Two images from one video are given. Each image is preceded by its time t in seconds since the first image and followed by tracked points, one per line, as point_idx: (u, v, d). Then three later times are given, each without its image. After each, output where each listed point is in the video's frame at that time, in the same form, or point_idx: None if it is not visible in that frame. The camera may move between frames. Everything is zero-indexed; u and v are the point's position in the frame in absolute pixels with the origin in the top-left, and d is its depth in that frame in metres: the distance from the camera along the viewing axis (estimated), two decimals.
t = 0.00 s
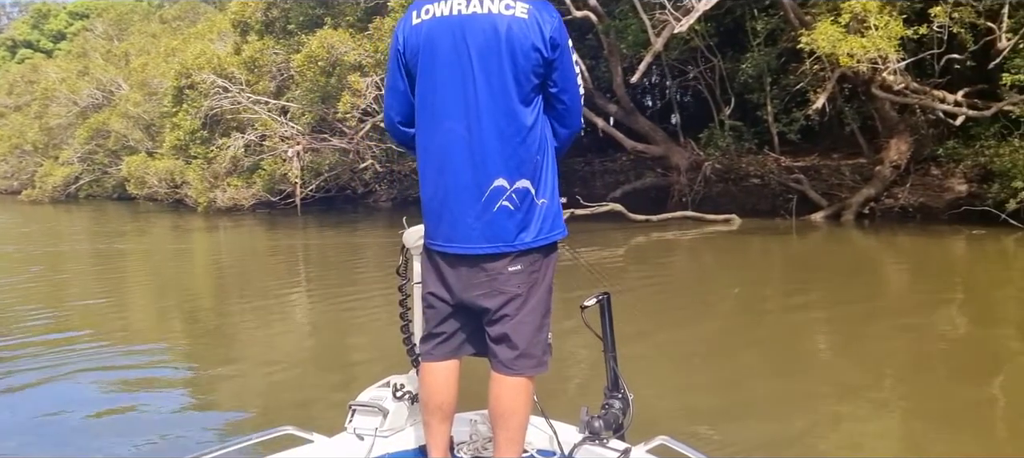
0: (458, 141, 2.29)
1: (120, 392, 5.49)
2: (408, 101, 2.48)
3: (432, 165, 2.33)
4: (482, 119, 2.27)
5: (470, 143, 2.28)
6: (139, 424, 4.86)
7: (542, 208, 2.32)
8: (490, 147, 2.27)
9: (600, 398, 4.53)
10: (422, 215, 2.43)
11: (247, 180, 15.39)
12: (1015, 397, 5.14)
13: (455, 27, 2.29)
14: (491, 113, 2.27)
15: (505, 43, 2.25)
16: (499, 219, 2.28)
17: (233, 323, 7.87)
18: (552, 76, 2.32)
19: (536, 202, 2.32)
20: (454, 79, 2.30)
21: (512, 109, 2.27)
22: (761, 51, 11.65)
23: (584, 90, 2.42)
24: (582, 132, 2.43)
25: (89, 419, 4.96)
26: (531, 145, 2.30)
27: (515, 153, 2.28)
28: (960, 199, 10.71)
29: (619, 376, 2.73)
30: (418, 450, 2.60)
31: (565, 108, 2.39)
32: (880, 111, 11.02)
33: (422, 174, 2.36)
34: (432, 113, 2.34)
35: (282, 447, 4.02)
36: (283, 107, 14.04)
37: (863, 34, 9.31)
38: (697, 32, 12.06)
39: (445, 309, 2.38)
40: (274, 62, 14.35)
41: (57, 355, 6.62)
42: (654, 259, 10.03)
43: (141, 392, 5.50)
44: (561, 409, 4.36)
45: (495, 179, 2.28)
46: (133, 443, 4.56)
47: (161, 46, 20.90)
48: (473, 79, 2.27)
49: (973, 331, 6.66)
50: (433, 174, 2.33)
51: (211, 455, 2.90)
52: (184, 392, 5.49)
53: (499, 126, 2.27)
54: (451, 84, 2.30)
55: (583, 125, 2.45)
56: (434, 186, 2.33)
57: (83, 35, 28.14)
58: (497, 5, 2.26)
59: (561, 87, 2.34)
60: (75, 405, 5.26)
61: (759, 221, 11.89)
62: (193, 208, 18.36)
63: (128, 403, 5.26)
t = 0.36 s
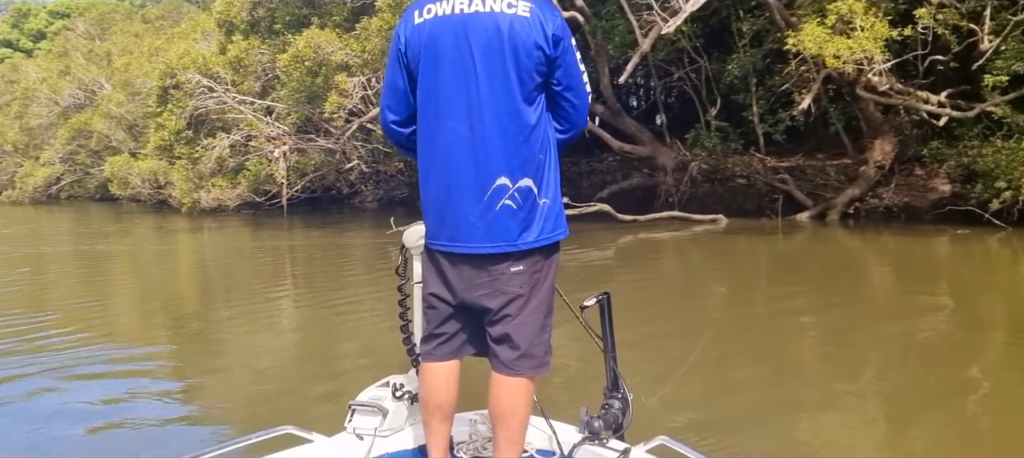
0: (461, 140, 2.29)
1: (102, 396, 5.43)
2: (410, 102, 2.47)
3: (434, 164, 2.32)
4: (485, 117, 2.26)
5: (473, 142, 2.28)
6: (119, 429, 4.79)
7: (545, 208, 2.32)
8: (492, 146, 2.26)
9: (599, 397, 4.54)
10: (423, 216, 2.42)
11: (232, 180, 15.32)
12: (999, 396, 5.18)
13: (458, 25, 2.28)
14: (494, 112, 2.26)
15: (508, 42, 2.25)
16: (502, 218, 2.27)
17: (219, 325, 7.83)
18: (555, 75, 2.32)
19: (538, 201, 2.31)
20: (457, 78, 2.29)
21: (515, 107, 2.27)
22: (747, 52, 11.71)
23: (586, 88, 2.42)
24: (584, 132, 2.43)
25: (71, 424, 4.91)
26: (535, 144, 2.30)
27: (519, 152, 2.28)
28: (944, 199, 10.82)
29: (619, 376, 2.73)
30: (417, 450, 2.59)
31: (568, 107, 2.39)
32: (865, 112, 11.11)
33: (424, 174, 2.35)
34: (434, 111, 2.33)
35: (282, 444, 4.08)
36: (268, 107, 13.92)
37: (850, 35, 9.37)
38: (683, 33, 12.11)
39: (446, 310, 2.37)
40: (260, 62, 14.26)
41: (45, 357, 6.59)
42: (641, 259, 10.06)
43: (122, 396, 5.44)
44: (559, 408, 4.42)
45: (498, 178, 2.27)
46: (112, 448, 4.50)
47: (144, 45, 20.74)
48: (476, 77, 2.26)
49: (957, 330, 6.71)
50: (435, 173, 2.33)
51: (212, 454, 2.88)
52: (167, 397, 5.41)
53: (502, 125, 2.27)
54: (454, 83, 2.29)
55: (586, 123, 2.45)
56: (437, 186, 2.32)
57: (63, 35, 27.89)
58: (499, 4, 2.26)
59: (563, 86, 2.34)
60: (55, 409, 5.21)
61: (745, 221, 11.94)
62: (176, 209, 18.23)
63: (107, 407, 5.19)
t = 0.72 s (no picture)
0: (463, 140, 2.29)
1: (93, 401, 5.34)
2: (411, 101, 2.46)
3: (436, 164, 2.33)
4: (487, 117, 2.27)
5: (475, 142, 2.28)
6: (105, 436, 4.72)
7: (547, 209, 2.33)
8: (495, 146, 2.27)
9: (600, 396, 4.57)
10: (424, 215, 2.42)
11: (216, 181, 15.24)
12: (984, 395, 5.21)
13: (460, 24, 2.28)
14: (496, 112, 2.27)
15: (511, 42, 2.25)
16: (505, 218, 2.28)
17: (205, 327, 7.77)
18: (557, 75, 2.33)
19: (540, 201, 2.32)
20: (459, 78, 2.28)
21: (517, 107, 2.28)
22: (733, 54, 11.79)
23: (588, 88, 2.43)
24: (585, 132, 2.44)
25: (56, 431, 4.84)
26: (537, 143, 2.31)
27: (521, 153, 2.28)
28: (928, 198, 10.96)
29: (619, 376, 2.74)
30: (418, 450, 2.58)
31: (570, 106, 2.40)
32: (848, 113, 11.21)
33: (426, 173, 2.35)
34: (436, 111, 2.33)
35: (283, 445, 4.13)
36: (252, 107, 13.79)
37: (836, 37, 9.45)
38: (669, 34, 12.15)
39: (447, 310, 2.37)
40: (245, 62, 14.16)
41: (38, 362, 6.49)
42: (627, 259, 10.09)
43: (113, 400, 5.36)
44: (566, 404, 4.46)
45: (500, 178, 2.28)
46: None
47: (127, 46, 20.55)
48: (479, 76, 2.27)
49: (942, 328, 6.76)
50: (438, 173, 2.33)
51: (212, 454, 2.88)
52: (157, 402, 5.32)
53: (505, 125, 2.27)
54: (456, 82, 2.29)
55: (587, 123, 2.47)
56: (439, 185, 2.32)
57: (42, 35, 27.62)
58: (502, 5, 2.26)
59: (565, 87, 2.35)
60: (43, 413, 5.12)
61: (731, 221, 11.99)
62: (160, 211, 18.10)
63: (97, 412, 5.11)
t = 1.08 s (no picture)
0: (464, 137, 2.35)
1: (79, 410, 5.22)
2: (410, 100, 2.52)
3: (438, 161, 2.39)
4: (489, 114, 2.33)
5: (477, 139, 2.34)
6: (90, 441, 4.69)
7: (548, 204, 2.40)
8: (497, 143, 2.33)
9: (599, 398, 4.58)
10: (423, 212, 2.48)
11: (199, 182, 15.18)
12: (966, 393, 5.25)
13: (462, 22, 2.35)
14: (497, 109, 2.33)
15: (512, 39, 2.32)
16: (506, 215, 2.34)
17: (190, 329, 7.72)
18: (556, 74, 2.40)
19: (540, 198, 2.39)
20: (460, 75, 2.35)
21: (518, 104, 2.35)
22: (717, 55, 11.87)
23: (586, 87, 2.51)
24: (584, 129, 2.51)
25: (41, 436, 4.81)
26: (537, 140, 2.38)
27: (521, 148, 2.35)
28: (910, 198, 11.07)
29: (619, 376, 2.75)
30: (419, 450, 2.58)
31: (569, 105, 2.47)
32: (831, 113, 11.31)
33: (428, 171, 2.41)
34: (437, 109, 2.39)
35: (285, 445, 4.16)
36: (235, 107, 13.67)
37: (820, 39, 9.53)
38: (654, 35, 12.21)
39: (446, 312, 2.43)
40: (228, 62, 14.05)
41: (36, 366, 6.38)
42: (612, 260, 10.13)
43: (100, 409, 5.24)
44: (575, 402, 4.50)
45: (501, 175, 2.34)
46: None
47: (108, 46, 20.33)
48: (480, 73, 2.33)
49: (925, 327, 6.81)
50: (439, 171, 2.39)
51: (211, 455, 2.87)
52: (148, 411, 5.18)
53: (506, 122, 2.34)
54: (457, 79, 2.35)
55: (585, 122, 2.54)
56: (441, 183, 2.38)
57: (20, 33, 27.28)
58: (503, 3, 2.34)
59: (564, 84, 2.42)
60: (26, 425, 5.01)
61: (716, 221, 12.04)
62: (141, 212, 17.95)
63: (83, 423, 4.98)
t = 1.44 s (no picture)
0: (462, 137, 2.39)
1: (68, 419, 5.08)
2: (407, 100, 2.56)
3: (436, 161, 2.43)
4: (487, 114, 2.38)
5: (475, 139, 2.38)
6: (72, 446, 4.65)
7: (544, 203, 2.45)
8: (495, 143, 2.38)
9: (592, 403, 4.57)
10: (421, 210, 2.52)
11: (180, 183, 15.08)
12: (948, 393, 5.30)
13: (459, 22, 2.39)
14: (495, 108, 2.38)
15: (509, 39, 2.36)
16: (503, 214, 2.39)
17: (173, 331, 7.67)
18: (553, 74, 2.45)
19: (537, 197, 2.44)
20: (458, 75, 2.39)
21: (515, 104, 2.39)
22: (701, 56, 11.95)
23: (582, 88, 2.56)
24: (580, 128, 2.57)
25: (23, 441, 4.76)
26: (534, 141, 2.43)
27: (519, 148, 2.40)
28: (892, 199, 11.15)
29: (620, 376, 2.76)
30: (419, 451, 2.58)
31: (566, 105, 2.52)
32: (814, 115, 11.42)
33: (426, 170, 2.46)
34: (435, 109, 2.43)
35: (283, 446, 4.19)
36: (217, 107, 13.56)
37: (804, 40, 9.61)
38: (638, 36, 12.28)
39: (444, 312, 2.47)
40: (211, 62, 13.95)
41: (22, 370, 6.31)
42: (597, 260, 10.17)
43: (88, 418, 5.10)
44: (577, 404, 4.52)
45: (500, 174, 2.39)
46: None
47: (87, 45, 20.11)
48: (477, 73, 2.37)
49: (907, 327, 6.87)
50: (437, 170, 2.43)
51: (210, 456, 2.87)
52: (131, 415, 5.14)
53: (504, 122, 2.39)
54: (454, 78, 2.39)
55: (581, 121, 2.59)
56: (440, 182, 2.43)
57: None
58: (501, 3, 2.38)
59: (561, 86, 2.47)
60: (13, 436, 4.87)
61: (699, 222, 12.11)
62: (121, 213, 17.78)
63: (73, 433, 4.85)
